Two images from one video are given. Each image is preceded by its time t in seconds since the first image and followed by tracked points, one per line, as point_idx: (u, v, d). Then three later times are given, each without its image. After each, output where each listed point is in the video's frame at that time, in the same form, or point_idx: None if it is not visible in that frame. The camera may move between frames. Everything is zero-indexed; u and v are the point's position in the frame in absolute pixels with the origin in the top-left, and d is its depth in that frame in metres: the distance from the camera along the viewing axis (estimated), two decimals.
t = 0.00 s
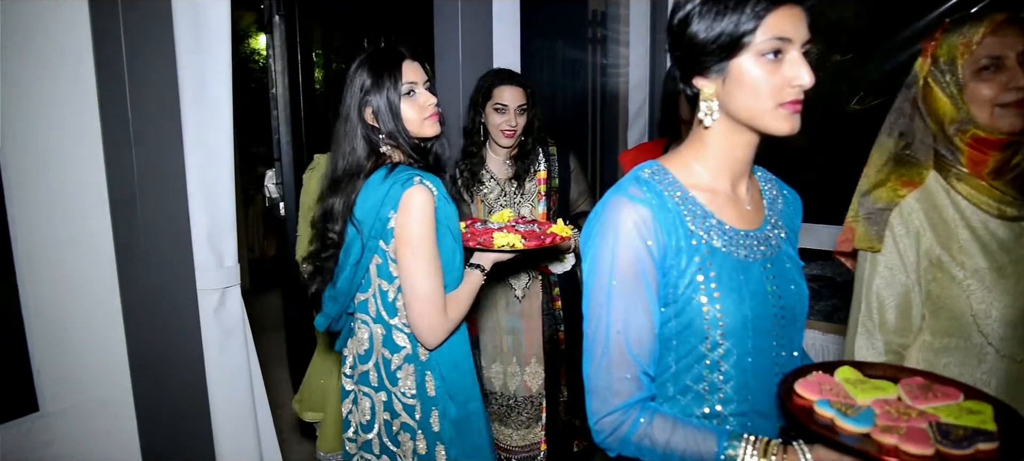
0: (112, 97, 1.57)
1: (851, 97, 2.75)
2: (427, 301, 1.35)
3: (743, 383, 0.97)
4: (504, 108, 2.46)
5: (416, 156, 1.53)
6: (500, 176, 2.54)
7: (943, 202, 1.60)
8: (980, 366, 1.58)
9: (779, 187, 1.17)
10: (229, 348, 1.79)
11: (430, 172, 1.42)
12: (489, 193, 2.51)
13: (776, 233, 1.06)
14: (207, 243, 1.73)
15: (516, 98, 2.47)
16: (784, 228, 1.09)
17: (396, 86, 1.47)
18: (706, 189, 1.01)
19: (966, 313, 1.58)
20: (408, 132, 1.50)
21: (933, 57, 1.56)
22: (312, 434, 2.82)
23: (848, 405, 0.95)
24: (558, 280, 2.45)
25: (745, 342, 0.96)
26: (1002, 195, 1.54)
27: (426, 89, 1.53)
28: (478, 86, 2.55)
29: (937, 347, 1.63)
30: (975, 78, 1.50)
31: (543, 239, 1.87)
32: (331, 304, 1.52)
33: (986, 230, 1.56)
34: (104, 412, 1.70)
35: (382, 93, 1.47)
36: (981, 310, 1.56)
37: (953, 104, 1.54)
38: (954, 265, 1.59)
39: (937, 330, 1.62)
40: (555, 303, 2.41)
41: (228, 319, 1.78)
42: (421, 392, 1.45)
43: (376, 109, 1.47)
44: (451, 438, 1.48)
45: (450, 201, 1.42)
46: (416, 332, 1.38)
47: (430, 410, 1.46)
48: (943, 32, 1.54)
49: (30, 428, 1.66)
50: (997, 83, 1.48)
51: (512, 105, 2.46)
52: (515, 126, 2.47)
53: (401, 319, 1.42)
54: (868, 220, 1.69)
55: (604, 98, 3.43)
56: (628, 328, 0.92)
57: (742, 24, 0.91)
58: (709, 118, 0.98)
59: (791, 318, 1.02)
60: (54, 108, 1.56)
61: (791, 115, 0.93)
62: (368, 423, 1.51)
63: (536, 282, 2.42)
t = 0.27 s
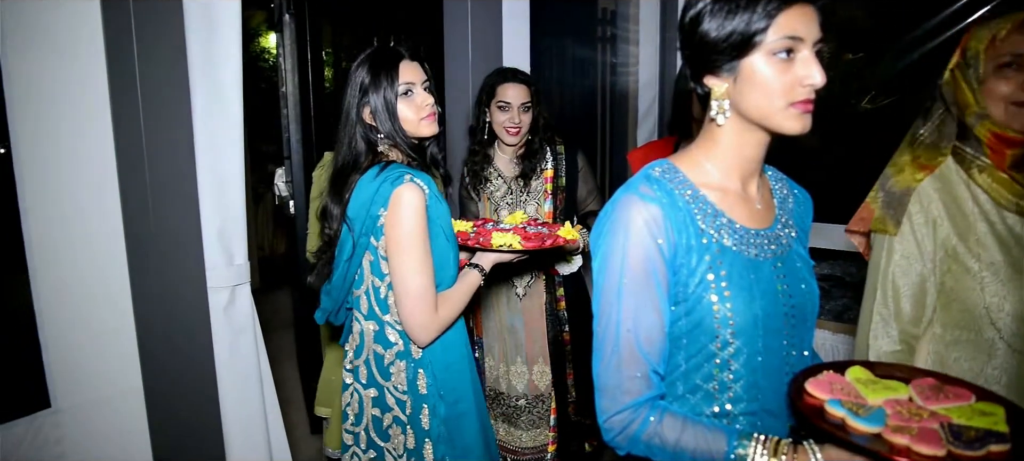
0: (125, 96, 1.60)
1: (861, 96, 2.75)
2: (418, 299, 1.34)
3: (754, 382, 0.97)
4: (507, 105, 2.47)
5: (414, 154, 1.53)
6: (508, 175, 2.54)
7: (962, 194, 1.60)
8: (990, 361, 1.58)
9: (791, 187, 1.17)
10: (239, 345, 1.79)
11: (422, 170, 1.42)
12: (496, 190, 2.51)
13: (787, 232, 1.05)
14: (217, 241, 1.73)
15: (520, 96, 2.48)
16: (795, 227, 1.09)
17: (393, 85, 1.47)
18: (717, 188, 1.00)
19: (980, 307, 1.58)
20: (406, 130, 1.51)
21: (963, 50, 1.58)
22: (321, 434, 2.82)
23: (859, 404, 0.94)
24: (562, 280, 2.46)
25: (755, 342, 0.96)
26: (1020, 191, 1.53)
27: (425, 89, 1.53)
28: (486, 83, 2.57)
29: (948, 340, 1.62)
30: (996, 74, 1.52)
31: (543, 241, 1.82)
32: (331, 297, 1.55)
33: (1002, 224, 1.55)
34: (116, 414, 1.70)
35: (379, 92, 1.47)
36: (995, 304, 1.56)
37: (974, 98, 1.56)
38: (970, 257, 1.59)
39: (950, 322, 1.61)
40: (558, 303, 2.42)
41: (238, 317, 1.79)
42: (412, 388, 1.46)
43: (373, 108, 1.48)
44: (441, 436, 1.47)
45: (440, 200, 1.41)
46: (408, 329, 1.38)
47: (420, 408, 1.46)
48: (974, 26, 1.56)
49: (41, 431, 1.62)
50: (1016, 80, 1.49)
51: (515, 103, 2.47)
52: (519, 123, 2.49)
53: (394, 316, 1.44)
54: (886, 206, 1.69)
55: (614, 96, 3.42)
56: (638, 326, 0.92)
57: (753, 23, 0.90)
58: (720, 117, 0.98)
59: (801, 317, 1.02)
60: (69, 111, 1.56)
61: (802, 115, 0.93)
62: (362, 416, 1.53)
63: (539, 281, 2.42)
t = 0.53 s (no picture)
0: (137, 98, 1.60)
1: (870, 95, 2.76)
2: (414, 295, 1.35)
3: (763, 379, 0.97)
4: (515, 98, 2.49)
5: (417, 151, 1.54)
6: (513, 170, 2.55)
7: (987, 184, 1.63)
8: (1001, 351, 1.61)
9: (803, 185, 1.17)
10: (249, 342, 1.79)
11: (411, 168, 1.43)
12: (500, 186, 2.52)
13: (798, 230, 1.05)
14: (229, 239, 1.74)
15: (528, 89, 2.49)
16: (806, 225, 1.09)
17: (393, 82, 1.48)
18: (727, 185, 1.01)
19: (995, 295, 1.62)
20: (405, 127, 1.52)
21: (1011, 40, 1.57)
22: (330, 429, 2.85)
23: (867, 401, 0.95)
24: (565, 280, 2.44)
25: (764, 339, 0.96)
26: None
27: (424, 86, 1.54)
28: (495, 76, 2.58)
29: (959, 329, 1.66)
30: None
31: (544, 232, 1.80)
32: (333, 294, 1.57)
33: None
34: (129, 411, 1.71)
35: (379, 90, 1.47)
36: (1010, 293, 1.60)
37: (1013, 90, 1.57)
38: (988, 246, 1.63)
39: (963, 310, 1.65)
40: (560, 304, 2.42)
41: (247, 314, 1.79)
42: (405, 385, 1.46)
43: (373, 106, 1.48)
44: (431, 432, 1.49)
45: (429, 196, 1.44)
46: (406, 327, 1.39)
47: (411, 404, 1.46)
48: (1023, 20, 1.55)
49: (54, 425, 1.64)
50: None
51: (523, 96, 2.48)
52: (526, 116, 2.49)
53: (390, 314, 1.44)
54: (907, 189, 1.72)
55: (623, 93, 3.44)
56: (647, 323, 0.93)
57: (767, 20, 0.90)
58: (732, 115, 0.98)
59: (811, 315, 1.02)
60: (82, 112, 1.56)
61: (814, 112, 0.93)
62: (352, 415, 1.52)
63: (539, 280, 2.42)
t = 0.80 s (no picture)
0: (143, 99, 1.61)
1: (874, 94, 2.77)
2: (405, 293, 1.36)
3: (765, 377, 0.97)
4: (517, 97, 2.49)
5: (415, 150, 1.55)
6: (515, 168, 2.55)
7: (993, 181, 1.64)
8: (1005, 348, 1.63)
9: (807, 184, 1.17)
10: (253, 341, 1.82)
11: (402, 167, 1.43)
12: (502, 185, 2.53)
13: (801, 228, 1.06)
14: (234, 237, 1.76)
15: (531, 88, 2.49)
16: (810, 223, 1.09)
17: (396, 82, 1.49)
18: (730, 184, 1.01)
19: (1000, 292, 1.63)
20: (404, 126, 1.53)
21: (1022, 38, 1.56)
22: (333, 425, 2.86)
23: (869, 399, 0.95)
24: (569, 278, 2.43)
25: (767, 336, 0.96)
26: None
27: (421, 85, 1.56)
28: (497, 75, 2.59)
29: (963, 326, 1.66)
30: None
31: (539, 233, 1.80)
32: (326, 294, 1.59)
33: None
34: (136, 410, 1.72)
35: (381, 89, 1.48)
36: (1016, 290, 1.62)
37: None
38: (995, 242, 1.63)
39: (968, 307, 1.65)
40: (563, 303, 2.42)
41: (252, 313, 1.82)
42: (394, 385, 1.47)
43: (375, 105, 1.49)
44: (418, 434, 1.49)
45: (421, 195, 1.43)
46: (397, 326, 1.40)
47: (399, 404, 1.47)
48: None
49: (60, 422, 1.65)
50: None
51: (526, 95, 2.49)
52: (528, 115, 2.50)
53: (381, 313, 1.45)
54: (912, 187, 1.71)
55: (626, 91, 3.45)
56: (650, 320, 0.93)
57: (771, 20, 0.91)
58: (736, 113, 0.99)
59: (814, 313, 1.02)
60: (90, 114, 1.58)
61: (818, 110, 0.93)
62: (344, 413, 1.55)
63: (541, 279, 2.43)
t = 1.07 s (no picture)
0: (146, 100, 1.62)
1: (874, 93, 2.78)
2: (381, 292, 1.36)
3: (765, 371, 0.98)
4: (519, 97, 2.50)
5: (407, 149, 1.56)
6: (517, 168, 2.57)
7: (988, 180, 1.65)
8: (1003, 345, 1.63)
9: (806, 183, 1.18)
10: (257, 338, 1.85)
11: (384, 165, 1.44)
12: (504, 185, 2.55)
13: (800, 225, 1.07)
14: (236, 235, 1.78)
15: (532, 88, 2.50)
16: (808, 221, 1.10)
17: (389, 81, 1.50)
18: (730, 181, 1.02)
19: (998, 289, 1.63)
20: (395, 124, 1.53)
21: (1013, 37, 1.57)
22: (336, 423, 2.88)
23: (868, 392, 0.96)
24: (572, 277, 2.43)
25: (766, 331, 0.97)
26: None
27: (411, 83, 1.56)
28: (498, 76, 2.60)
29: (961, 324, 1.68)
30: None
31: (526, 235, 1.80)
32: (312, 292, 1.62)
33: None
34: (139, 408, 1.73)
35: (375, 89, 1.49)
36: (1013, 287, 1.62)
37: (1016, 86, 1.58)
38: (991, 241, 1.64)
39: (966, 305, 1.67)
40: (566, 301, 2.42)
41: (255, 311, 1.84)
42: (370, 385, 1.48)
43: (366, 103, 1.50)
44: (395, 434, 1.50)
45: (402, 196, 1.44)
46: (376, 324, 1.40)
47: (375, 404, 1.48)
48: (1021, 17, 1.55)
49: (65, 420, 1.66)
50: None
51: (527, 95, 2.50)
52: (530, 115, 2.51)
53: (358, 312, 1.46)
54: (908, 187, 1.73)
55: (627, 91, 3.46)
56: (653, 316, 0.94)
57: (773, 21, 0.92)
58: (737, 112, 0.99)
59: (813, 309, 1.04)
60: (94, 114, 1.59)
61: (818, 109, 0.94)
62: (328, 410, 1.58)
63: (545, 279, 2.44)
